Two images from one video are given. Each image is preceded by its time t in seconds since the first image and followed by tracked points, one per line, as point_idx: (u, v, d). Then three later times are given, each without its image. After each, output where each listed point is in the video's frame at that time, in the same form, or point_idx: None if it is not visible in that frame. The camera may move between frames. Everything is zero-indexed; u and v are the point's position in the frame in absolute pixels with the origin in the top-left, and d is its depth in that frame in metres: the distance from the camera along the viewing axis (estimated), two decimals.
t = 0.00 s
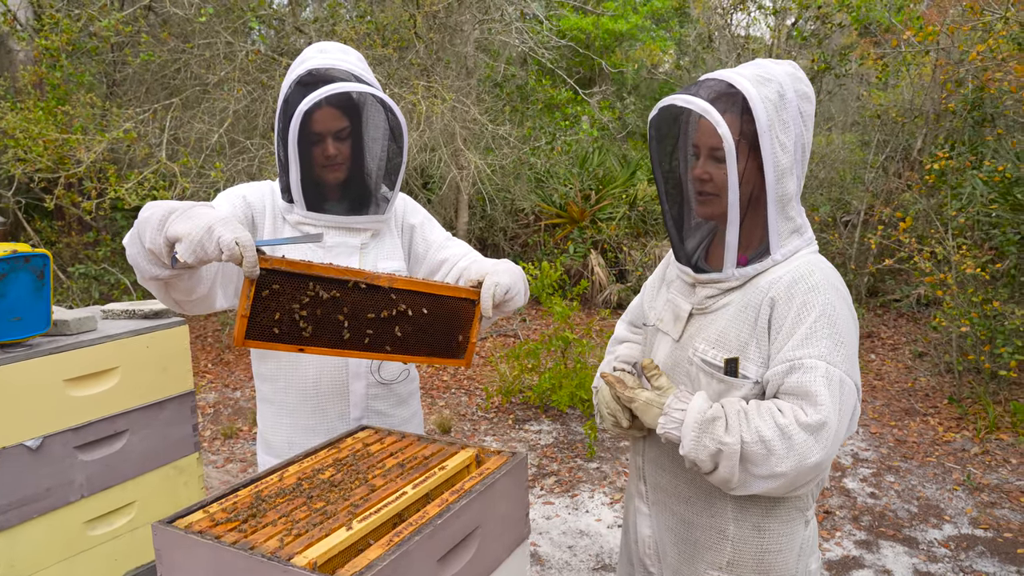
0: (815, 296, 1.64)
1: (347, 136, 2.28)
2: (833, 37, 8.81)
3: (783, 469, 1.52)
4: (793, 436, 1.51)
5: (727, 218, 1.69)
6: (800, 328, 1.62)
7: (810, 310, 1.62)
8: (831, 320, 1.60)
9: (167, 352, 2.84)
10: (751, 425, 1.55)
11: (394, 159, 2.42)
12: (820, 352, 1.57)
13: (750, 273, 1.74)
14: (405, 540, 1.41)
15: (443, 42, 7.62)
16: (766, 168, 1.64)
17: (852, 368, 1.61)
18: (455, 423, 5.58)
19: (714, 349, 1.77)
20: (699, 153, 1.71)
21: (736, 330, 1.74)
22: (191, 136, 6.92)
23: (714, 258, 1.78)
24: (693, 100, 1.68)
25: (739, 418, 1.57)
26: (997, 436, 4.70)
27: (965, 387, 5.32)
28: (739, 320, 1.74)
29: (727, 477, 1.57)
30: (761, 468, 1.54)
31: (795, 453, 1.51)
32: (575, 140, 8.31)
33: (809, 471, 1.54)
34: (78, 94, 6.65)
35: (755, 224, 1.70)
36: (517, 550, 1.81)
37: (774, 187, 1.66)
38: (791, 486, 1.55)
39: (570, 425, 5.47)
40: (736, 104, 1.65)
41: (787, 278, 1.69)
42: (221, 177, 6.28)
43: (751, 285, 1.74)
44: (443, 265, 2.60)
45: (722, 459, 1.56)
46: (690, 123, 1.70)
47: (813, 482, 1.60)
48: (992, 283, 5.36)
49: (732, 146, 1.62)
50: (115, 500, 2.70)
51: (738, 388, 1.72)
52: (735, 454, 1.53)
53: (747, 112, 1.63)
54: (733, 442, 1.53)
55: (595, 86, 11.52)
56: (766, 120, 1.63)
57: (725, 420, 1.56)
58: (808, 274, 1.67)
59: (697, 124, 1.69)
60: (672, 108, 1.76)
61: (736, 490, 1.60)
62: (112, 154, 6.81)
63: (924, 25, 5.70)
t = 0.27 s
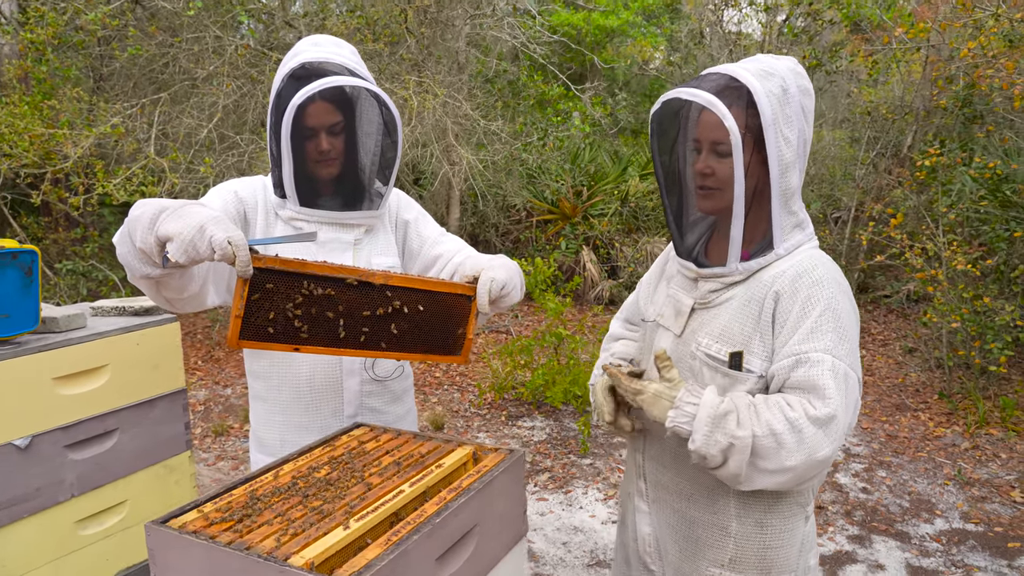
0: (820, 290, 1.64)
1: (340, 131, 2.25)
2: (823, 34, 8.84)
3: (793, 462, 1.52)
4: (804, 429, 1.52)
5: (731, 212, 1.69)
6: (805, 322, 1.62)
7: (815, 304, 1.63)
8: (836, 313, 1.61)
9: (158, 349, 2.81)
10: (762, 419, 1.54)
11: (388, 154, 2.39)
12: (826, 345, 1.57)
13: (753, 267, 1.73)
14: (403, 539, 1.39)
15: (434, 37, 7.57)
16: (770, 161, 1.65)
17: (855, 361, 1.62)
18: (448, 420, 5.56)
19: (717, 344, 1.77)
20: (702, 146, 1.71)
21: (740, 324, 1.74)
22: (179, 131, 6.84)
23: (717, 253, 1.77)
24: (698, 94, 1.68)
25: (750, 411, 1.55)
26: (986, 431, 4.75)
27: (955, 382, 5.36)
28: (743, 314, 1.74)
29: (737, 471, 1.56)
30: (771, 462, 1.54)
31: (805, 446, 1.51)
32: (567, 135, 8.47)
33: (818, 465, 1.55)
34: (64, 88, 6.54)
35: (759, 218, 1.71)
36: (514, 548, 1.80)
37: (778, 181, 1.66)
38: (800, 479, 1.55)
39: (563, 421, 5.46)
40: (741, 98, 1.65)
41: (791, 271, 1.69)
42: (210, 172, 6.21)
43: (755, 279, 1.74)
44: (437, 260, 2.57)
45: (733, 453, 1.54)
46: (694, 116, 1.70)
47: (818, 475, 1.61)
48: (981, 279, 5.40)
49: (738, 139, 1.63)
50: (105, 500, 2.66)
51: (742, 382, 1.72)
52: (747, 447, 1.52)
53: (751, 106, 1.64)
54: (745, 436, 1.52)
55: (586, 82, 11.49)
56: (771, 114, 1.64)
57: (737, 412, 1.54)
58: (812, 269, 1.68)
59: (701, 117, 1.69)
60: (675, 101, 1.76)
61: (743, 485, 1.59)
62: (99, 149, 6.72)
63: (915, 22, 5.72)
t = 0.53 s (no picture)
0: (824, 283, 1.65)
1: (337, 126, 2.22)
2: (815, 30, 8.86)
3: (811, 453, 1.51)
4: (822, 418, 1.51)
5: (734, 203, 1.69)
6: (810, 315, 1.63)
7: (819, 297, 1.64)
8: (840, 305, 1.62)
9: (151, 347, 2.77)
10: (791, 402, 1.52)
11: (385, 150, 2.36)
12: (831, 338, 1.58)
13: (756, 261, 1.74)
14: (404, 540, 1.37)
15: (427, 32, 7.53)
16: (775, 153, 1.65)
17: (861, 352, 1.63)
18: (443, 417, 5.54)
19: (721, 339, 1.78)
20: (706, 137, 1.72)
21: (744, 318, 1.76)
22: (170, 126, 6.77)
23: (720, 247, 1.78)
24: (706, 83, 1.68)
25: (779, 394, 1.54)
26: (979, 426, 4.78)
27: (947, 378, 5.39)
28: (746, 308, 1.76)
29: (762, 460, 1.52)
30: (790, 452, 1.53)
31: (822, 437, 1.51)
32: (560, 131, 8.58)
33: (834, 456, 1.54)
34: (52, 83, 6.45)
35: (762, 211, 1.72)
36: (515, 547, 1.79)
37: (782, 173, 1.67)
38: (816, 472, 1.55)
39: (558, 418, 5.46)
40: (748, 89, 1.66)
41: (794, 265, 1.70)
42: (201, 168, 6.15)
43: (757, 274, 1.75)
44: (434, 258, 2.55)
45: (761, 438, 1.51)
46: (699, 107, 1.71)
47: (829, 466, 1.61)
48: (973, 274, 5.44)
49: (745, 129, 1.63)
50: (98, 501, 2.63)
51: (748, 376, 1.73)
52: (776, 431, 1.50)
53: (758, 96, 1.64)
54: (779, 417, 1.50)
55: (579, 78, 11.46)
56: (776, 105, 1.64)
57: (764, 395, 1.52)
58: (815, 261, 1.69)
59: (707, 106, 1.70)
60: (681, 92, 1.77)
61: (762, 480, 1.55)
62: (89, 145, 6.63)
63: (908, 19, 5.74)
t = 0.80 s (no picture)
0: (825, 273, 1.69)
1: (331, 121, 2.20)
2: (806, 28, 8.87)
3: (831, 438, 1.54)
4: (838, 402, 1.54)
5: (735, 194, 1.73)
6: (812, 305, 1.66)
7: (821, 287, 1.67)
8: (841, 294, 1.66)
9: (141, 345, 2.74)
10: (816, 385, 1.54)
11: (379, 145, 2.34)
12: (835, 326, 1.61)
13: (756, 253, 1.78)
14: (402, 541, 1.36)
15: (418, 27, 7.48)
16: (772, 143, 1.70)
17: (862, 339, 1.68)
18: (435, 414, 5.52)
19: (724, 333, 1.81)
20: (704, 129, 1.76)
21: (745, 312, 1.78)
22: (158, 121, 6.69)
23: (722, 238, 1.82)
24: (707, 74, 1.73)
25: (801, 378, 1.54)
26: (968, 422, 4.83)
27: (936, 373, 5.43)
28: (748, 301, 1.78)
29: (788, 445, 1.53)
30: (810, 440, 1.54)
31: (838, 421, 1.54)
32: (551, 128, 8.59)
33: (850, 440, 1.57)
34: (37, 76, 6.35)
35: (761, 201, 1.76)
36: (512, 547, 1.78)
37: (779, 163, 1.72)
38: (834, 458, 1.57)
39: (550, 415, 5.45)
40: (745, 79, 1.70)
41: (794, 256, 1.74)
42: (189, 163, 6.08)
43: (757, 266, 1.78)
44: (430, 254, 2.52)
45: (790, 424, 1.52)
46: (698, 98, 1.76)
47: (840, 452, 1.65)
48: (961, 272, 5.48)
49: (744, 118, 1.68)
50: (87, 501, 2.59)
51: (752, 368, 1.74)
52: (803, 417, 1.51)
53: (756, 87, 1.70)
54: (809, 401, 1.51)
55: (570, 74, 11.43)
56: (773, 96, 1.70)
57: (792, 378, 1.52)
58: (815, 253, 1.74)
59: (709, 97, 1.74)
60: (679, 84, 1.81)
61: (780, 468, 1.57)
62: (75, 140, 6.54)
63: (898, 16, 5.75)
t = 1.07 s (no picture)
0: (828, 266, 1.73)
1: (326, 116, 2.17)
2: (798, 26, 8.89)
3: (846, 426, 1.57)
4: (848, 390, 1.57)
5: (742, 187, 1.74)
6: (818, 297, 1.70)
7: (826, 279, 1.71)
8: (845, 286, 1.71)
9: (131, 343, 2.70)
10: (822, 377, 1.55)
11: (374, 141, 2.32)
12: (842, 316, 1.65)
13: (760, 247, 1.79)
14: (399, 542, 1.34)
15: (410, 23, 7.44)
16: (774, 137, 1.73)
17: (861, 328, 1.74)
18: (427, 412, 5.50)
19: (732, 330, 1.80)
20: (707, 123, 1.76)
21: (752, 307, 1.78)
22: (147, 116, 6.61)
23: (723, 232, 1.81)
24: (714, 65, 1.73)
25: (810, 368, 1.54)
26: (958, 419, 4.86)
27: (927, 371, 5.47)
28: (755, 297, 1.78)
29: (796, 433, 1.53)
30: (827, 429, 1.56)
31: (852, 409, 1.57)
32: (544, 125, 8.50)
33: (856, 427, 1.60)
34: (24, 70, 6.26)
35: (764, 194, 1.78)
36: (509, 547, 1.76)
37: (780, 157, 1.74)
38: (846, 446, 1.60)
39: (543, 412, 5.44)
40: (748, 73, 1.72)
41: (797, 250, 1.77)
42: (179, 159, 6.02)
43: (761, 261, 1.79)
44: (426, 251, 2.50)
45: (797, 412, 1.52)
46: (701, 92, 1.76)
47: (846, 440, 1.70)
48: (951, 270, 5.51)
49: (750, 111, 1.69)
50: (76, 501, 2.56)
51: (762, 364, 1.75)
52: (813, 406, 1.51)
53: (760, 81, 1.72)
54: (816, 390, 1.51)
55: (562, 70, 11.39)
56: (775, 90, 1.72)
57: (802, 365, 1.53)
58: (816, 246, 1.77)
59: (714, 89, 1.74)
60: (681, 78, 1.80)
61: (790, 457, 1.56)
62: (63, 134, 6.45)
63: (890, 15, 5.77)
